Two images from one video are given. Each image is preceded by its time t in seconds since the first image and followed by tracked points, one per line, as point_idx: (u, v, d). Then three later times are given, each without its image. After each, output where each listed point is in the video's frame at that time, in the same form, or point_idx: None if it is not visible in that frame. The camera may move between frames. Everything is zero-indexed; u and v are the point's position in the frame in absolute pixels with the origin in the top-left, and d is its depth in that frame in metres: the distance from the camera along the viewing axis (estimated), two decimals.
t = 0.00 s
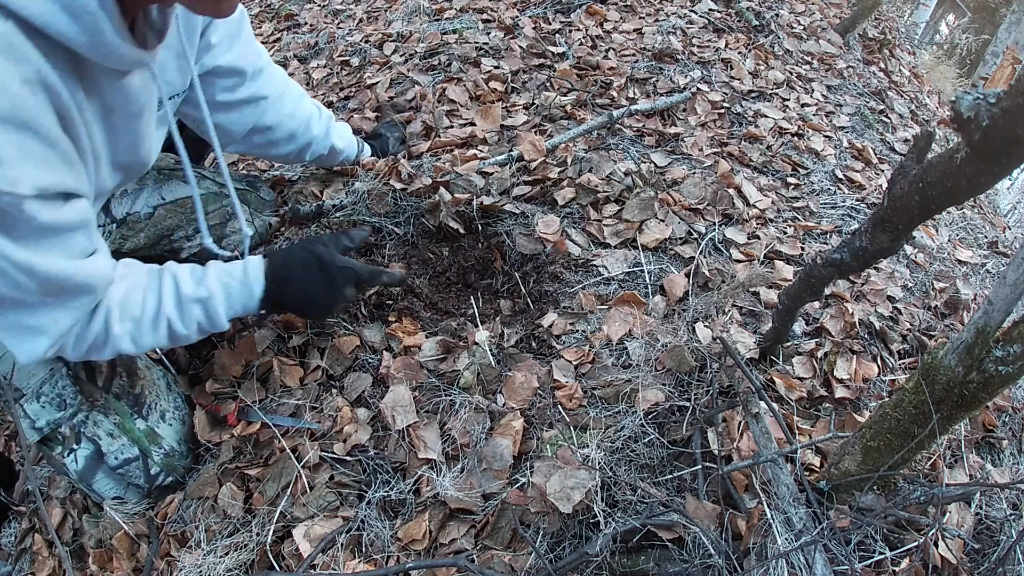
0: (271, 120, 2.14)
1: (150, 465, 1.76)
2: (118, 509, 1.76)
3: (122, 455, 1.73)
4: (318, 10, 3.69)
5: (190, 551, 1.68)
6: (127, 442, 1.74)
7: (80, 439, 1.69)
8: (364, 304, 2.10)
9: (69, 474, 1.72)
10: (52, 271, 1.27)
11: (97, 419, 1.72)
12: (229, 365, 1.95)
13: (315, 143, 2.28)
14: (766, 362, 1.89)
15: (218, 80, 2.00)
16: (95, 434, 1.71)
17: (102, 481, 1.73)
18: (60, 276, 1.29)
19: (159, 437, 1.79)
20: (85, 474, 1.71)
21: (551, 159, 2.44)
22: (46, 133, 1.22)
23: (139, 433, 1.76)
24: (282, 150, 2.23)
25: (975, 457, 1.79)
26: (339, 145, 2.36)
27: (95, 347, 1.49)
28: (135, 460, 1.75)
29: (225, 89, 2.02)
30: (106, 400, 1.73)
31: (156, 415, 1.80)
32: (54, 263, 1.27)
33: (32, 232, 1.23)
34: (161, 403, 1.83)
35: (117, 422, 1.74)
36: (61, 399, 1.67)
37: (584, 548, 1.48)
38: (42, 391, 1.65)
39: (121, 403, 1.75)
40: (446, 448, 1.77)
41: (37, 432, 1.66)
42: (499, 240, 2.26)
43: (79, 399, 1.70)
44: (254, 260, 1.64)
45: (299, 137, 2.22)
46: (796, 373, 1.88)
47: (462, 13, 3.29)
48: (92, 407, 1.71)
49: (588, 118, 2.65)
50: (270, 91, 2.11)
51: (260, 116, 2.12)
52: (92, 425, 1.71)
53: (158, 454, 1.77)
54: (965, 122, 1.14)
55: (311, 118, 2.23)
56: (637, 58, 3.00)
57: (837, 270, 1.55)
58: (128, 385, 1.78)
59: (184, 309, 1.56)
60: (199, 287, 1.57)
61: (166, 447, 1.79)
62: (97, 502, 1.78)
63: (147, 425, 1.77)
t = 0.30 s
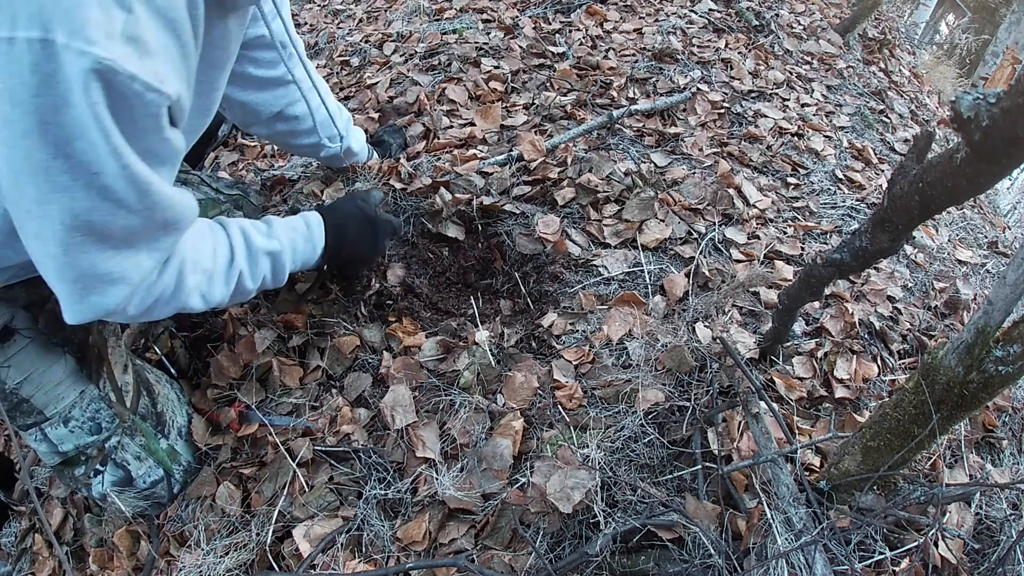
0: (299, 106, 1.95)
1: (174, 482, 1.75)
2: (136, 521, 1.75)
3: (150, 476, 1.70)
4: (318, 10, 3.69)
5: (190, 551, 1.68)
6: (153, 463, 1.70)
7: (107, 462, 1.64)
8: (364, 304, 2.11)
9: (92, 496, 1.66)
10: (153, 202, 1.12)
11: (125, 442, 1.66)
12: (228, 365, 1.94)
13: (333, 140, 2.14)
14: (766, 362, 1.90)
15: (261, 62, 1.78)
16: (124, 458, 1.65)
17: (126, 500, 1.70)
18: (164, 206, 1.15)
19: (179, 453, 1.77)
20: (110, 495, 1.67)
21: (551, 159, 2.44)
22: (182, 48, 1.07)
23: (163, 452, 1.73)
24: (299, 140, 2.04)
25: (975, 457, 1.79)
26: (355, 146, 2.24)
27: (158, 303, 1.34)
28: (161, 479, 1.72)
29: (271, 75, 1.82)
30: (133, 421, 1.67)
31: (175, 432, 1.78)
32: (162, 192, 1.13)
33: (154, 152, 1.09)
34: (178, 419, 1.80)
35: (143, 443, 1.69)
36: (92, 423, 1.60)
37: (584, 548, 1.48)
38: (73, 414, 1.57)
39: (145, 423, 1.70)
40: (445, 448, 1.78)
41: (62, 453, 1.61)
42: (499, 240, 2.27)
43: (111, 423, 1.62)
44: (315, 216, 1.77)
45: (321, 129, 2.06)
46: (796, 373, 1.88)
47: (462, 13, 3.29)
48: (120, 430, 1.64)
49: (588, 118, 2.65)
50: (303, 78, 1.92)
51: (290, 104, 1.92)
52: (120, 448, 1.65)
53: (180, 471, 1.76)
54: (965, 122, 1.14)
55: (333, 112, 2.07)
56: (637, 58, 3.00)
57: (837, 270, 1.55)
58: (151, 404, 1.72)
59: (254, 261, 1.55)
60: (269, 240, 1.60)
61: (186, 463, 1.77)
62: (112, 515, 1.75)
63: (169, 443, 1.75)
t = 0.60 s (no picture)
0: (293, 102, 1.91)
1: (179, 488, 1.76)
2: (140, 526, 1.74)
3: (158, 484, 1.69)
4: (318, 10, 3.70)
5: (190, 551, 1.68)
6: (161, 471, 1.69)
7: (117, 473, 1.61)
8: (364, 304, 2.10)
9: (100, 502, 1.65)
10: (265, 118, 1.19)
11: (135, 452, 1.62)
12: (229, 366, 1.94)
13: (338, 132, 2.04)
14: (766, 362, 1.90)
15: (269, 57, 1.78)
16: (133, 468, 1.63)
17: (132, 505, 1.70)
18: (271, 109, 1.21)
19: (184, 459, 1.76)
20: (117, 501, 1.66)
21: (551, 159, 2.45)
22: None
23: (171, 459, 1.72)
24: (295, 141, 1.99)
25: (975, 457, 1.79)
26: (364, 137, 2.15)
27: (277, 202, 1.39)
28: (168, 486, 1.72)
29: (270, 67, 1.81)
30: (143, 430, 1.64)
31: (179, 438, 1.77)
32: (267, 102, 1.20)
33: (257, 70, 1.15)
34: (182, 425, 1.79)
35: (153, 451, 1.67)
36: (106, 435, 1.55)
37: (584, 548, 1.48)
38: (85, 427, 1.51)
39: (153, 431, 1.68)
40: (445, 447, 1.78)
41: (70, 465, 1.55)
42: (499, 240, 2.27)
43: (123, 435, 1.58)
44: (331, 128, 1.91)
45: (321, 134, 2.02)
46: (796, 373, 1.88)
47: (462, 13, 3.29)
48: (132, 440, 1.61)
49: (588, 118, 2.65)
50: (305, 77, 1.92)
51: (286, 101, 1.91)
52: (131, 459, 1.62)
53: (186, 476, 1.77)
54: (965, 122, 1.14)
55: (332, 111, 2.02)
56: (638, 58, 3.00)
57: (837, 270, 1.55)
58: (158, 411, 1.70)
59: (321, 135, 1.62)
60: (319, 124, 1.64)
61: (191, 469, 1.78)
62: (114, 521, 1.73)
63: (176, 450, 1.74)
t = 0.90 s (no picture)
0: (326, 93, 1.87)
1: (173, 481, 1.72)
2: (133, 512, 1.72)
3: (152, 471, 1.65)
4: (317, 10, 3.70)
5: (190, 551, 1.69)
6: (157, 459, 1.66)
7: (111, 450, 1.58)
8: (364, 304, 2.10)
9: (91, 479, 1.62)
10: (182, 122, 1.09)
11: (133, 434, 1.59)
12: (229, 366, 1.94)
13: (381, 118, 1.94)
14: (766, 362, 1.90)
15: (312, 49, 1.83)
16: (129, 449, 1.59)
17: (124, 490, 1.66)
18: (198, 111, 1.11)
19: (184, 451, 1.73)
20: (109, 482, 1.63)
21: (551, 159, 2.46)
22: None
23: (169, 449, 1.69)
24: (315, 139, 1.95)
25: (975, 457, 1.79)
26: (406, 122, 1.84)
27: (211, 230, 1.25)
28: (162, 476, 1.68)
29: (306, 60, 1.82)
30: (145, 413, 1.60)
31: (183, 431, 1.74)
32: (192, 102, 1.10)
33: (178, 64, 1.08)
34: (189, 419, 1.76)
35: (151, 438, 1.63)
36: (102, 408, 1.53)
37: (584, 548, 1.48)
38: (83, 393, 1.50)
39: (158, 417, 1.64)
40: (445, 447, 1.78)
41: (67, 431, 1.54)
42: (499, 240, 2.27)
43: (121, 412, 1.56)
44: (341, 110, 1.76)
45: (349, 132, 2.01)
46: (796, 373, 1.88)
47: (462, 13, 3.29)
48: (131, 421, 1.58)
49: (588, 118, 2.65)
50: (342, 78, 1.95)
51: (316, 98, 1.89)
52: (128, 439, 1.59)
53: (182, 471, 1.73)
54: (965, 122, 1.14)
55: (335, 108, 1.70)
56: (637, 58, 3.00)
57: (837, 270, 1.55)
58: (166, 399, 1.67)
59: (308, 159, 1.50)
60: (309, 141, 1.53)
61: (189, 464, 1.75)
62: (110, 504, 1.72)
63: (176, 441, 1.71)
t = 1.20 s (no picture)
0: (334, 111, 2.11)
1: (151, 471, 1.74)
2: (103, 498, 1.74)
3: (129, 451, 1.71)
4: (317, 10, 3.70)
5: (191, 551, 1.69)
6: (138, 441, 1.72)
7: (95, 417, 1.68)
8: (364, 304, 2.10)
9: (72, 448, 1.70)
10: (61, 201, 1.21)
11: (119, 406, 1.70)
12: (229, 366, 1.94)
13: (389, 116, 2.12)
14: (766, 361, 1.90)
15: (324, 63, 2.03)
16: (112, 419, 1.69)
17: (100, 467, 1.71)
18: (81, 196, 1.21)
19: (170, 446, 1.77)
20: (89, 454, 1.70)
21: (551, 159, 2.46)
22: (108, 51, 1.18)
23: (153, 438, 1.73)
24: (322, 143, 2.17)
25: (975, 457, 1.79)
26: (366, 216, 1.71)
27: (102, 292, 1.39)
28: (138, 460, 1.72)
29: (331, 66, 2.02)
30: (135, 391, 1.72)
31: (173, 427, 1.80)
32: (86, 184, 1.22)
33: (82, 147, 1.20)
34: (183, 418, 1.83)
35: (137, 419, 1.71)
36: (95, 372, 1.69)
37: (584, 548, 1.48)
38: (82, 355, 1.69)
39: (149, 402, 1.75)
40: (445, 447, 1.78)
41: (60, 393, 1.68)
42: (499, 240, 2.26)
43: (111, 381, 1.70)
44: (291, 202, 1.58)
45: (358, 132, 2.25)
46: (796, 373, 1.88)
47: (462, 13, 3.29)
48: (120, 392, 1.70)
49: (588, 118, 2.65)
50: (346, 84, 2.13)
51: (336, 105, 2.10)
52: (113, 409, 1.69)
53: (162, 463, 1.75)
54: (965, 122, 1.13)
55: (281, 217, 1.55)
56: (637, 58, 3.00)
57: (837, 270, 1.55)
58: (161, 387, 1.78)
59: (216, 248, 1.48)
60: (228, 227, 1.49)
61: (172, 460, 1.77)
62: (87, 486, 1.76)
63: (163, 433, 1.76)
